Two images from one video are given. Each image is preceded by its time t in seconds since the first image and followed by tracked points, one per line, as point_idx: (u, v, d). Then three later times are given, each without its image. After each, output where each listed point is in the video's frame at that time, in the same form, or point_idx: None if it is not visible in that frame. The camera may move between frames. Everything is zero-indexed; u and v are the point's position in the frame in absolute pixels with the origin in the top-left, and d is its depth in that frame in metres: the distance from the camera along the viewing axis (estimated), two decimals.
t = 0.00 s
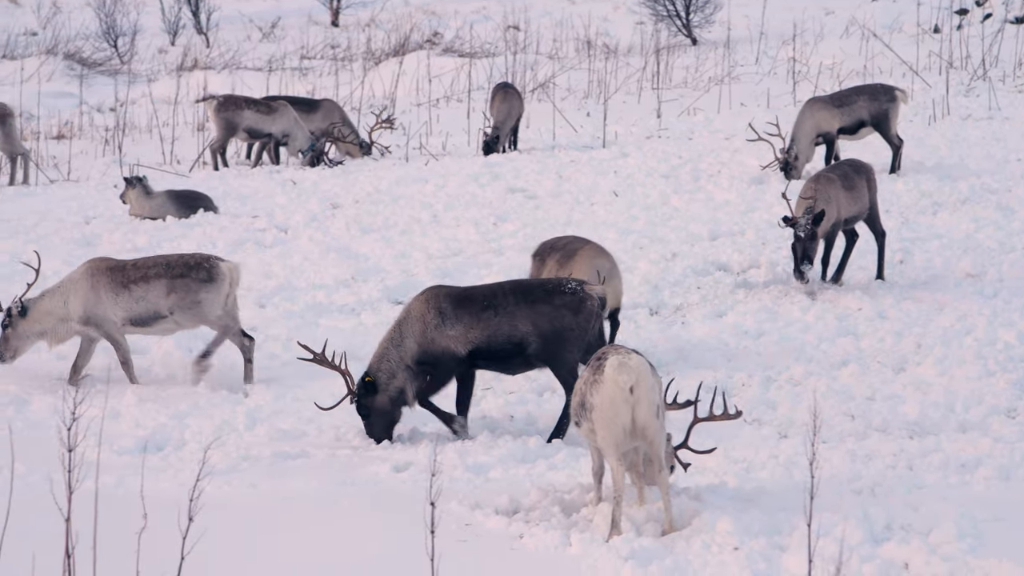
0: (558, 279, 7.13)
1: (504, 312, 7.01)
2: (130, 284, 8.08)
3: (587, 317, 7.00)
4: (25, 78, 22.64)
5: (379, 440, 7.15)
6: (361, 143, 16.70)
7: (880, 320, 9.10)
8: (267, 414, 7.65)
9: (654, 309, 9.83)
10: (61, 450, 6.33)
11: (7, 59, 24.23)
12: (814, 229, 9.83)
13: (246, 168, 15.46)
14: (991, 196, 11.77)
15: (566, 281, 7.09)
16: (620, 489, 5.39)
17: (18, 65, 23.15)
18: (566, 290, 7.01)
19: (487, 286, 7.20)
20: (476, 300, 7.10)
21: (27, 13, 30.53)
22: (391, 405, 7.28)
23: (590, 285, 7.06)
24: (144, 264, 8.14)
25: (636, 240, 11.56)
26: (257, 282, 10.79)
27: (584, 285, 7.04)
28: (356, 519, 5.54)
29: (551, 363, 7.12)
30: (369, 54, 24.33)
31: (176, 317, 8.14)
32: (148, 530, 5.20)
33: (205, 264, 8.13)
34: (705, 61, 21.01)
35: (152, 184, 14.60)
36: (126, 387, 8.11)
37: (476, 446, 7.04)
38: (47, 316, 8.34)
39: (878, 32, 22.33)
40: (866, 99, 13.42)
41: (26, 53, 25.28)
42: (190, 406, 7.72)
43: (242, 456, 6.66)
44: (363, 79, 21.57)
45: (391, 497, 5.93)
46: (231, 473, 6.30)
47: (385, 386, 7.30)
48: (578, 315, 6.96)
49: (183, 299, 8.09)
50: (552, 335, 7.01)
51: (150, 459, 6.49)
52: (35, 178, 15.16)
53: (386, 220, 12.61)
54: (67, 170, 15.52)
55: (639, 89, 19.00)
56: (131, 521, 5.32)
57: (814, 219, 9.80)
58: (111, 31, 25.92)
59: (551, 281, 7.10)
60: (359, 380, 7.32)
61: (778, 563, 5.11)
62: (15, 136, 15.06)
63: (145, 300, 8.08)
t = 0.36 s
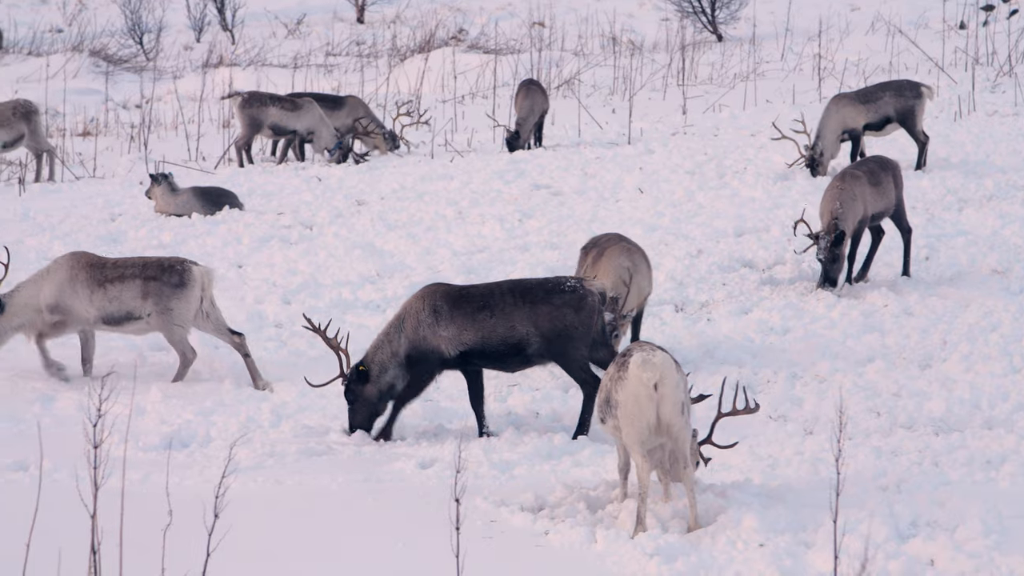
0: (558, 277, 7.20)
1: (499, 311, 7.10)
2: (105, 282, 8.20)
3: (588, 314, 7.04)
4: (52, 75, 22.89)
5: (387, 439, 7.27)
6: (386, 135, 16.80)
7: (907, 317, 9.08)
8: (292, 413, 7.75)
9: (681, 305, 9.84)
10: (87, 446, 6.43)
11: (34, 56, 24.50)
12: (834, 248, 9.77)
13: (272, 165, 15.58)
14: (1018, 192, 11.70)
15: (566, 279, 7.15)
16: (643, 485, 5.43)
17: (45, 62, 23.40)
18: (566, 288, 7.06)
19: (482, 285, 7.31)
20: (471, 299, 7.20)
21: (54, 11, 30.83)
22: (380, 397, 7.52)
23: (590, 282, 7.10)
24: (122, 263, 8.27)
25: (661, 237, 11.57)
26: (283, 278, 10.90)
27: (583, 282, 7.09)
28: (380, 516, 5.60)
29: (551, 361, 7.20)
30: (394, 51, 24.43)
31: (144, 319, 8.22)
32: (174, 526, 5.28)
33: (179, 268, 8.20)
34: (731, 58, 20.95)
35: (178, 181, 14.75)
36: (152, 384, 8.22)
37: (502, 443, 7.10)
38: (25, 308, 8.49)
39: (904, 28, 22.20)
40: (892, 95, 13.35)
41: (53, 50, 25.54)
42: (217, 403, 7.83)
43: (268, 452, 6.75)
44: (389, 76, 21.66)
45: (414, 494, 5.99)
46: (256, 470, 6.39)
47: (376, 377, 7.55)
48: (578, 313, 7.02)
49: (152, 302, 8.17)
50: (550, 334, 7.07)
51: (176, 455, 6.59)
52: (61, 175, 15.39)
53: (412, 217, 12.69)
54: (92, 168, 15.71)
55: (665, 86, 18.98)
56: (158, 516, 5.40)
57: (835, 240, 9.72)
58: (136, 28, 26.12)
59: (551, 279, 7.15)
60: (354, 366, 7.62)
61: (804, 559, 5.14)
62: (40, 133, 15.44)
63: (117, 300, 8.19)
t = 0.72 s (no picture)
0: (546, 277, 7.35)
1: (490, 314, 7.24)
2: (88, 284, 8.21)
3: (578, 316, 7.25)
4: (75, 73, 23.10)
5: (412, 438, 7.27)
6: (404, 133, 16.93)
7: (930, 315, 9.06)
8: (315, 412, 7.84)
9: (703, 304, 9.85)
10: (111, 445, 6.52)
11: (58, 55, 24.72)
12: (855, 255, 9.67)
13: (295, 164, 15.70)
14: None
15: (554, 281, 7.31)
16: (666, 484, 5.47)
17: (69, 61, 23.61)
18: (556, 291, 7.24)
19: (469, 286, 7.39)
20: (461, 302, 7.29)
21: (77, 9, 31.10)
22: (359, 388, 7.63)
23: (578, 284, 7.29)
24: (103, 263, 8.29)
25: (684, 235, 11.58)
26: (306, 277, 11.00)
27: (572, 284, 7.28)
28: (400, 514, 5.66)
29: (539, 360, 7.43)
30: (417, 49, 24.52)
31: (133, 317, 8.30)
32: (196, 523, 5.35)
33: (165, 264, 8.30)
34: (754, 56, 20.90)
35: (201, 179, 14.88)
36: (175, 382, 8.32)
37: (524, 441, 7.16)
38: (6, 317, 8.42)
39: (928, 26, 22.09)
40: (915, 93, 13.33)
41: (77, 49, 25.77)
42: (240, 402, 7.92)
43: (291, 451, 6.83)
44: (411, 74, 21.75)
45: (434, 493, 6.04)
46: (278, 469, 6.46)
47: (357, 368, 7.62)
48: (569, 316, 7.22)
49: (141, 300, 8.26)
50: (540, 336, 7.28)
51: (198, 454, 6.67)
52: (84, 173, 15.57)
53: (434, 216, 12.76)
54: (116, 166, 15.89)
55: (687, 84, 18.95)
56: (180, 513, 5.48)
57: (858, 246, 9.61)
58: (159, 27, 26.29)
59: (540, 281, 7.31)
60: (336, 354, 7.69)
61: (827, 557, 5.15)
62: (61, 132, 15.65)
63: (104, 301, 8.23)
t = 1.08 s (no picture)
0: (527, 279, 7.32)
1: (470, 318, 7.24)
2: (78, 283, 8.26)
3: (560, 317, 7.22)
4: (98, 74, 23.31)
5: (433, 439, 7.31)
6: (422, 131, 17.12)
7: (953, 316, 9.05)
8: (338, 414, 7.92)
9: (725, 305, 9.87)
10: (133, 446, 6.60)
11: (81, 55, 24.94)
12: (877, 248, 9.68)
13: (317, 165, 15.81)
14: None
15: (535, 282, 7.28)
16: (688, 485, 5.50)
17: (91, 61, 23.82)
18: (535, 293, 7.20)
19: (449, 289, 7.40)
20: (442, 306, 7.31)
21: (100, 10, 31.44)
22: (337, 389, 7.70)
23: (558, 285, 7.25)
24: (93, 263, 8.34)
25: (706, 236, 11.59)
26: (329, 277, 11.10)
27: (552, 286, 7.24)
28: (421, 516, 5.71)
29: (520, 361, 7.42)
30: (439, 50, 24.62)
31: (125, 319, 8.37)
32: (219, 523, 5.42)
33: (160, 269, 8.42)
34: (776, 57, 20.86)
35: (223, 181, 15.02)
36: (198, 384, 8.41)
37: (547, 442, 7.22)
38: None
39: (951, 27, 21.99)
40: (938, 95, 13.28)
41: (100, 49, 26.02)
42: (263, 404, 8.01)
43: (314, 452, 6.91)
44: (433, 75, 21.85)
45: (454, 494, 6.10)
46: (301, 470, 6.54)
47: (335, 369, 7.67)
48: (549, 318, 7.19)
49: (134, 302, 8.33)
50: (521, 338, 7.26)
51: (220, 455, 6.75)
52: (106, 174, 15.76)
53: (456, 216, 12.84)
54: (138, 167, 16.06)
55: (710, 85, 18.94)
56: (203, 514, 5.55)
57: (878, 240, 9.61)
58: (181, 28, 26.48)
59: (520, 283, 7.29)
60: (315, 354, 7.73)
61: (850, 558, 5.18)
62: (84, 132, 15.80)
63: (96, 300, 8.28)
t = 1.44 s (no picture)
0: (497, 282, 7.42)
1: (441, 317, 7.32)
2: (85, 283, 8.39)
3: (524, 319, 7.28)
4: (121, 77, 23.53)
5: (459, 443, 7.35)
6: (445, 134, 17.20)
7: (976, 320, 9.03)
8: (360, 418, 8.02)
9: (748, 308, 9.88)
10: (157, 450, 6.68)
11: (105, 59, 25.21)
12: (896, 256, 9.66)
13: (341, 168, 15.93)
14: None
15: (504, 284, 7.38)
16: (710, 488, 5.53)
17: (114, 65, 24.02)
18: (502, 294, 7.29)
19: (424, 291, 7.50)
20: (414, 306, 7.42)
21: (123, 15, 31.81)
22: (319, 401, 7.62)
23: (527, 287, 7.34)
24: (97, 263, 8.48)
25: (729, 240, 11.60)
26: (352, 281, 11.19)
27: (520, 287, 7.33)
28: (444, 520, 5.76)
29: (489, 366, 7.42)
30: (462, 54, 24.73)
31: (132, 318, 8.50)
32: (242, 527, 5.48)
33: (163, 269, 8.57)
34: (799, 61, 20.81)
35: (247, 185, 15.16)
36: (223, 387, 8.51)
37: (570, 446, 7.26)
38: (3, 327, 8.51)
39: (975, 31, 21.89)
40: (961, 98, 13.21)
41: (124, 53, 26.27)
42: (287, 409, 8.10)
43: (337, 456, 6.97)
44: (456, 79, 21.95)
45: (476, 499, 6.14)
46: (324, 473, 6.60)
47: (319, 380, 7.61)
48: (514, 318, 7.25)
49: (140, 301, 8.47)
50: (489, 340, 7.31)
51: (243, 458, 6.81)
52: (129, 178, 15.96)
53: (479, 220, 12.91)
54: (161, 171, 16.26)
55: (732, 89, 18.92)
56: (226, 518, 5.61)
57: (900, 247, 9.61)
58: (204, 32, 26.69)
59: (489, 285, 7.39)
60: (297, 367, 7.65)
61: (874, 563, 5.19)
62: (107, 136, 16.11)
63: (103, 299, 8.41)
